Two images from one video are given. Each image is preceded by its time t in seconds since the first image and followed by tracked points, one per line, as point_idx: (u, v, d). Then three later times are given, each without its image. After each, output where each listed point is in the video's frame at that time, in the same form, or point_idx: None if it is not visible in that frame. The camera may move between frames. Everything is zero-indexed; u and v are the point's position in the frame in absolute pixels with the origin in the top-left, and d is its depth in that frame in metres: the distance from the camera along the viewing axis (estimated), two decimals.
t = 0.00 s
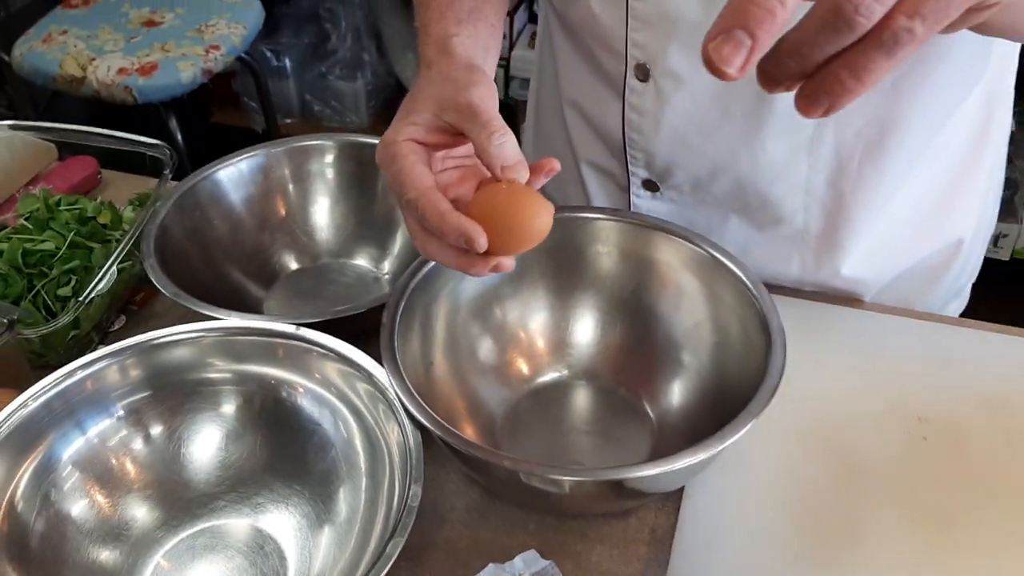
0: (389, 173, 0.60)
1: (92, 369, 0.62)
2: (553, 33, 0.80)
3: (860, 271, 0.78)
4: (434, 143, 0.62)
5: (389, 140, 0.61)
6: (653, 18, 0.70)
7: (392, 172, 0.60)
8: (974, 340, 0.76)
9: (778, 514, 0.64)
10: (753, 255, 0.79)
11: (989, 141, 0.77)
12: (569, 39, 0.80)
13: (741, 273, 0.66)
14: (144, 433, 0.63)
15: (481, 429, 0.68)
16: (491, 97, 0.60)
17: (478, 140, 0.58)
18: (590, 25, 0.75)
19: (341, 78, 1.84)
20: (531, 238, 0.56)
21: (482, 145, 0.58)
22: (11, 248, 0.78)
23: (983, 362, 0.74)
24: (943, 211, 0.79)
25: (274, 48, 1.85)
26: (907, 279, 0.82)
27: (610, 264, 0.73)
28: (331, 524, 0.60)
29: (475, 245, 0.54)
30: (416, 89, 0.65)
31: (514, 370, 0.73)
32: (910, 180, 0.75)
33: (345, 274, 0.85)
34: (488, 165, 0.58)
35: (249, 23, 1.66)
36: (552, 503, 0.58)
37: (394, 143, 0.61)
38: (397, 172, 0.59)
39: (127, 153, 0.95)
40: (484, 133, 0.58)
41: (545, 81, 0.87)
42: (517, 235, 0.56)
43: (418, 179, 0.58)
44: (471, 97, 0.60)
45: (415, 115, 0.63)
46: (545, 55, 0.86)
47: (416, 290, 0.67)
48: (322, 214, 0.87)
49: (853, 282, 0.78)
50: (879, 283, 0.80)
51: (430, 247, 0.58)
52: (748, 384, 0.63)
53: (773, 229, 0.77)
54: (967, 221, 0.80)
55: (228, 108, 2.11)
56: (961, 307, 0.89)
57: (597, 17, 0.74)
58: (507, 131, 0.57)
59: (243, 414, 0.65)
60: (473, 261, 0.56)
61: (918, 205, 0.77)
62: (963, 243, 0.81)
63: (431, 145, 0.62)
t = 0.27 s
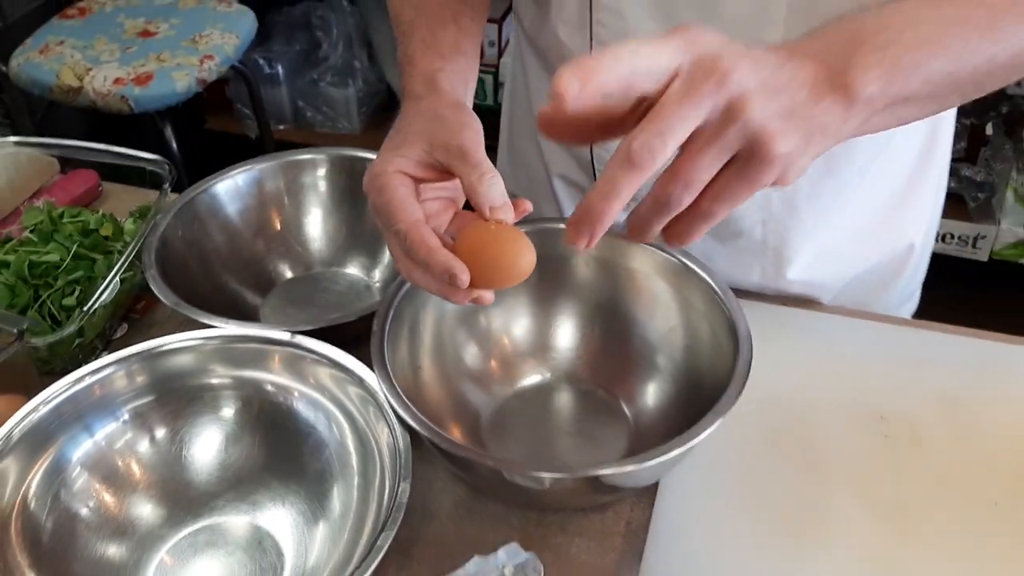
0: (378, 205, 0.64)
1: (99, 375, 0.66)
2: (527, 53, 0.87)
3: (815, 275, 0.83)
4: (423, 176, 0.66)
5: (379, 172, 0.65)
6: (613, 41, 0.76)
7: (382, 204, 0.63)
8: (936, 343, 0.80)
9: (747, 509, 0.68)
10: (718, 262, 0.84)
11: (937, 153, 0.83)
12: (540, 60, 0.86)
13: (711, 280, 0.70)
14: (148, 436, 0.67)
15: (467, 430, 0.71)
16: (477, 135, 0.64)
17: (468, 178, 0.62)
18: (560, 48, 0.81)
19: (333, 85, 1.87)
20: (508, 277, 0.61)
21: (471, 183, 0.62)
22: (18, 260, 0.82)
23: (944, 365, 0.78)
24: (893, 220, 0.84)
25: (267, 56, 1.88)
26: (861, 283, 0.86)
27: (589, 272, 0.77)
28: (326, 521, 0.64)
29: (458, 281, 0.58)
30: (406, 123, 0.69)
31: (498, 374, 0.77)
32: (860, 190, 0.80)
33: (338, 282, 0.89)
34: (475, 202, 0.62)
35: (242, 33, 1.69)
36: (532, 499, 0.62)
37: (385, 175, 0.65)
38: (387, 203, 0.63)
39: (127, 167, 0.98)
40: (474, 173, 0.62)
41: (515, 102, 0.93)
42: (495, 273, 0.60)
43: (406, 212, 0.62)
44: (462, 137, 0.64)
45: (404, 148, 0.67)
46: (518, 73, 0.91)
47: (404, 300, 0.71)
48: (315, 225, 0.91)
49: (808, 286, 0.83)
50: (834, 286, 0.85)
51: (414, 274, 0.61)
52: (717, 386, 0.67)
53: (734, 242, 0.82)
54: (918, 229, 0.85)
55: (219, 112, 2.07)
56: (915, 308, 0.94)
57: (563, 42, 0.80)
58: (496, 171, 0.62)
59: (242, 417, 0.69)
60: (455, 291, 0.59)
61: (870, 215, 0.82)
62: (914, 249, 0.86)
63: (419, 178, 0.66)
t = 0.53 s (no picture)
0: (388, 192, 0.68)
1: (110, 365, 0.69)
2: (496, 53, 0.95)
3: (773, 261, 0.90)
4: (435, 174, 0.70)
5: (395, 164, 0.69)
6: (581, 37, 0.82)
7: (393, 192, 0.67)
8: (910, 336, 0.83)
9: (731, 492, 0.71)
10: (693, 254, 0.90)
11: (886, 146, 0.90)
12: (512, 63, 0.93)
13: (696, 275, 0.74)
14: (157, 424, 0.70)
15: (462, 419, 0.74)
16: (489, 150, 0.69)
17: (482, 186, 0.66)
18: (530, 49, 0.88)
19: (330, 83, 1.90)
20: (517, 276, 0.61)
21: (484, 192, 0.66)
22: (27, 256, 0.85)
23: (919, 355, 0.81)
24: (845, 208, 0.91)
25: (263, 53, 1.90)
26: (817, 268, 0.94)
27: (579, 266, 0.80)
28: (328, 504, 0.67)
29: (461, 279, 0.61)
30: (425, 123, 0.73)
31: (492, 365, 0.80)
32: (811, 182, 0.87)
33: (336, 277, 0.92)
34: (486, 210, 0.65)
35: (239, 30, 1.72)
36: (524, 483, 0.65)
37: (399, 165, 0.69)
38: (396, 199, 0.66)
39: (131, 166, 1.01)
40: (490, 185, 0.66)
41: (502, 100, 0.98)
42: (505, 268, 0.61)
43: (414, 203, 0.66)
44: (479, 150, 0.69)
45: (416, 147, 0.70)
46: (493, 66, 0.97)
47: (401, 293, 0.74)
48: (315, 222, 0.94)
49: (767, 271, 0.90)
50: (792, 271, 0.92)
51: (409, 263, 0.65)
52: (701, 375, 0.70)
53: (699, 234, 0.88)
54: (870, 211, 0.92)
55: (217, 109, 2.07)
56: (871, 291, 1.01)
57: (534, 39, 0.86)
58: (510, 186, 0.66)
59: (247, 406, 0.72)
60: (446, 283, 0.63)
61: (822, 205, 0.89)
62: (865, 234, 0.93)
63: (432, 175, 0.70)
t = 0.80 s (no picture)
0: (423, 167, 0.71)
1: (119, 363, 0.71)
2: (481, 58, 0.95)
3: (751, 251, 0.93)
4: (463, 164, 0.73)
5: (436, 143, 0.72)
6: (565, 38, 0.84)
7: (429, 166, 0.70)
8: (900, 336, 0.85)
9: (723, 487, 0.73)
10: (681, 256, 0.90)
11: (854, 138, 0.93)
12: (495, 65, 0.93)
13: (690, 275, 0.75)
14: (164, 421, 0.72)
15: (461, 416, 0.76)
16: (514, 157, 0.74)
17: (508, 190, 0.72)
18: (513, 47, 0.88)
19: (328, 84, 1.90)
20: (527, 272, 0.69)
21: (504, 197, 0.73)
22: (33, 257, 0.87)
23: (908, 355, 0.83)
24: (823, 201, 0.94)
25: (262, 56, 1.92)
26: (793, 259, 0.97)
27: (575, 267, 0.82)
28: (330, 499, 0.68)
29: (475, 259, 0.66)
30: (459, 113, 0.77)
31: (490, 364, 0.82)
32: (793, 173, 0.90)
33: (337, 278, 0.93)
34: (508, 213, 0.72)
35: (239, 33, 1.73)
36: (521, 477, 0.66)
37: (440, 144, 0.72)
38: (432, 171, 0.70)
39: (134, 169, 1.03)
40: (516, 191, 0.72)
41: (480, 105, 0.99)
42: (518, 262, 0.68)
43: (448, 182, 0.69)
44: (506, 154, 0.74)
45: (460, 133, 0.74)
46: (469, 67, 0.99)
47: (401, 293, 0.76)
48: (316, 224, 0.96)
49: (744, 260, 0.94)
50: (768, 261, 0.95)
51: (423, 228, 0.68)
52: (694, 374, 0.72)
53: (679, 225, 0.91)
54: (840, 203, 0.95)
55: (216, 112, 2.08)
56: (842, 280, 1.05)
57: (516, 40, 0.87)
58: (530, 198, 0.73)
59: (251, 403, 0.73)
60: (457, 261, 0.67)
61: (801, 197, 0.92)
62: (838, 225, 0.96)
63: (461, 164, 0.73)
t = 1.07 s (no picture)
0: (424, 164, 0.71)
1: (122, 360, 0.72)
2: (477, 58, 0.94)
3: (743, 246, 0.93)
4: (463, 163, 0.74)
5: (438, 141, 0.72)
6: (562, 29, 0.83)
7: (431, 162, 0.71)
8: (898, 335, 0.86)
9: (723, 484, 0.73)
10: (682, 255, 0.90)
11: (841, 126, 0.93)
12: (490, 61, 0.92)
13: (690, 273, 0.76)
14: (167, 418, 0.72)
15: (462, 413, 0.76)
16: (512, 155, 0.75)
17: (507, 189, 0.72)
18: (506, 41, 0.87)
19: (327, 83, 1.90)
20: (526, 270, 0.69)
21: (503, 196, 0.73)
22: (35, 254, 0.87)
23: (907, 352, 0.84)
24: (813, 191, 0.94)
25: (261, 54, 1.93)
26: (783, 250, 0.97)
27: (576, 265, 0.82)
28: (332, 496, 0.69)
29: (476, 254, 0.66)
30: (459, 113, 0.77)
31: (491, 362, 0.82)
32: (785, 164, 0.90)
33: (338, 275, 0.94)
34: (507, 210, 0.73)
35: (238, 32, 1.73)
36: (523, 475, 0.67)
37: (443, 142, 0.72)
38: (433, 167, 0.70)
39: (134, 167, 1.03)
40: (516, 191, 0.73)
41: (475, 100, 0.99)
42: (518, 259, 0.69)
43: (450, 178, 0.69)
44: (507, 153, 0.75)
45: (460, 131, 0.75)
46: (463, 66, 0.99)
47: (403, 291, 0.76)
48: (317, 222, 0.96)
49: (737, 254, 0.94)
50: (759, 254, 0.95)
51: (425, 223, 0.68)
52: (696, 372, 0.72)
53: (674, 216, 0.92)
54: (828, 191, 0.95)
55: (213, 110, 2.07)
56: (831, 268, 1.05)
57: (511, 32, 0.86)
58: (529, 197, 0.74)
59: (253, 401, 0.74)
60: (457, 257, 0.67)
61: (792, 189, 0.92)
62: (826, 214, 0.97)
63: (461, 163, 0.74)
